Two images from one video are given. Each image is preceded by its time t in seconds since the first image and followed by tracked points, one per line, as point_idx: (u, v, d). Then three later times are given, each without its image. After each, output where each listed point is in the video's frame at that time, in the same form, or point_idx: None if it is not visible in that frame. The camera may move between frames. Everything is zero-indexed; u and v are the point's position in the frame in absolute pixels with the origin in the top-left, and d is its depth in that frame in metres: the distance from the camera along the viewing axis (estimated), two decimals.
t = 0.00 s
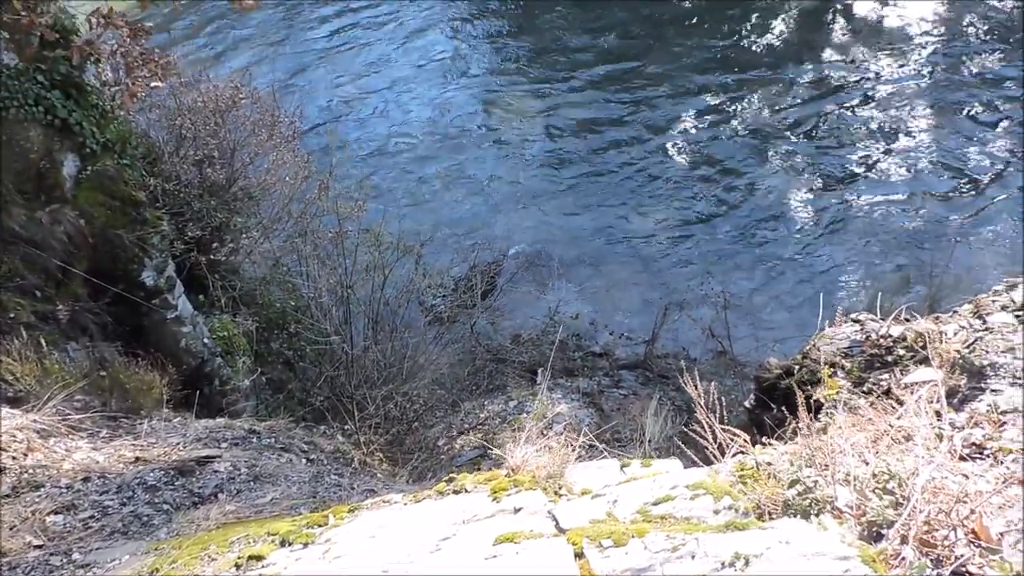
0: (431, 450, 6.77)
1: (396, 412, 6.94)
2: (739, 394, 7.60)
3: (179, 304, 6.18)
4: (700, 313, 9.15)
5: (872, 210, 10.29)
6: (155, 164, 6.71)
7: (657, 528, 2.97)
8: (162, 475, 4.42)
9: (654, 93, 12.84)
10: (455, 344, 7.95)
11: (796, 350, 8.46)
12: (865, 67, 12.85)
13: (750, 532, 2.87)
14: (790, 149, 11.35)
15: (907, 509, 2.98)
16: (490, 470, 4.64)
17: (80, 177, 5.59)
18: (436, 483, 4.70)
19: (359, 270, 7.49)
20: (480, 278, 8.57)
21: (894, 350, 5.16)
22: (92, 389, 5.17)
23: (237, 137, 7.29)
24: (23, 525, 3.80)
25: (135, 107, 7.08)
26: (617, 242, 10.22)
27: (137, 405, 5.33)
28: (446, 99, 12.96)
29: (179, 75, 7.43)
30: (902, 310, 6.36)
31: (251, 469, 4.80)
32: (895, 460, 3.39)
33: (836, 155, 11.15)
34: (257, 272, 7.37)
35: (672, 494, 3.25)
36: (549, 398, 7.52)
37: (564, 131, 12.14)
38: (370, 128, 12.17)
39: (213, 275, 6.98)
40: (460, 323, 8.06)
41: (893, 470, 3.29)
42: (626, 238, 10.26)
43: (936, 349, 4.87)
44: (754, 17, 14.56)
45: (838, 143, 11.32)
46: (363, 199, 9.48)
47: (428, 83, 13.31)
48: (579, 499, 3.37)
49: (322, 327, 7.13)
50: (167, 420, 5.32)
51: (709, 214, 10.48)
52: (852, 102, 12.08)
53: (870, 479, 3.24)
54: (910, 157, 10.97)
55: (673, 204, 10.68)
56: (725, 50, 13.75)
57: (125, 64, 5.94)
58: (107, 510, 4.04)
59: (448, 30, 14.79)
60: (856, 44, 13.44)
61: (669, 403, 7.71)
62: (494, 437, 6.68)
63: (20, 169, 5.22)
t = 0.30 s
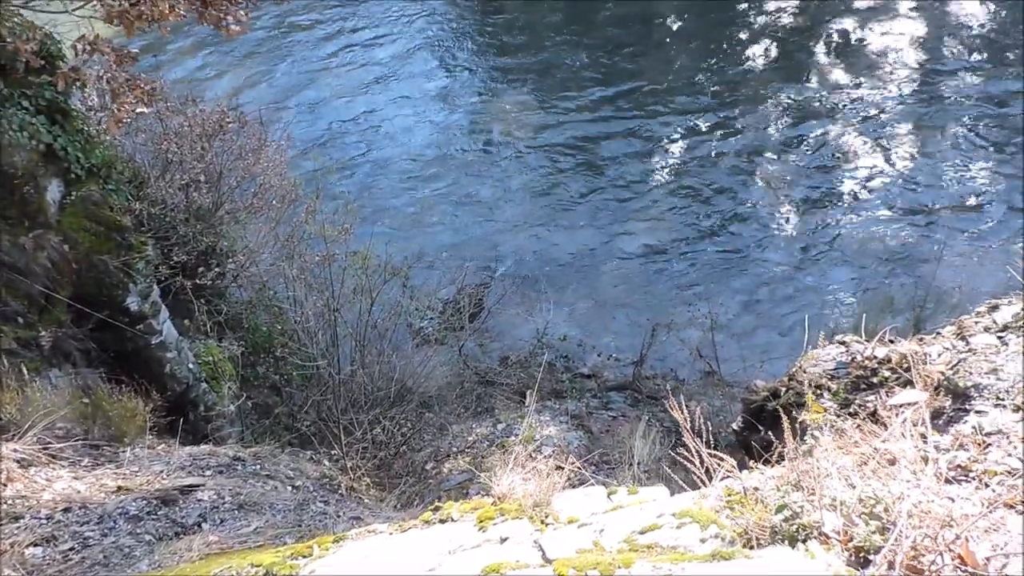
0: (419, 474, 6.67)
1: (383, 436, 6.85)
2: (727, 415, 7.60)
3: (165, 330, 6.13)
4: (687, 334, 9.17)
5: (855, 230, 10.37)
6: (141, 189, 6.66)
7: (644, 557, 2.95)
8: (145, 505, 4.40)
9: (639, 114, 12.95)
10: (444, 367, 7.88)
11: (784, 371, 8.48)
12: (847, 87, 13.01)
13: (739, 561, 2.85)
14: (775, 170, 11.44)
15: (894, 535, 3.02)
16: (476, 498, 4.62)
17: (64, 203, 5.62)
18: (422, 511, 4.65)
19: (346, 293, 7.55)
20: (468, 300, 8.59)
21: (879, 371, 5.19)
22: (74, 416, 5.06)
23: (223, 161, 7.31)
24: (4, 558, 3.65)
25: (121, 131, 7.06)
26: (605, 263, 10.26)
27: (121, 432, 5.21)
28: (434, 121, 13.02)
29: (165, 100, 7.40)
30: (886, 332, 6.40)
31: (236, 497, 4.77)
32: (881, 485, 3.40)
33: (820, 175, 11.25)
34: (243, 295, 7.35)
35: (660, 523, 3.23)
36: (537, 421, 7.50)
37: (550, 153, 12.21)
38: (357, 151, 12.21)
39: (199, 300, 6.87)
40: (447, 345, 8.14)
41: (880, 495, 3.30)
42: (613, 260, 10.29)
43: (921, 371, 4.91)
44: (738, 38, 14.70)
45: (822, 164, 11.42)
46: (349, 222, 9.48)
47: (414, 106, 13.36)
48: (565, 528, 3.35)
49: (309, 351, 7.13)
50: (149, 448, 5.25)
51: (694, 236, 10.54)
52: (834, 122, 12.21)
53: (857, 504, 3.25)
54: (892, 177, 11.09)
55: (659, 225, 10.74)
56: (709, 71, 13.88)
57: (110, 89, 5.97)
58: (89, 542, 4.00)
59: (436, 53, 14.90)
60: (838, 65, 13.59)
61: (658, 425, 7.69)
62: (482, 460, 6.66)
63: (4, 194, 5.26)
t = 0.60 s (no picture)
0: (409, 483, 6.63)
1: (372, 445, 6.90)
2: (718, 420, 7.61)
3: (151, 341, 6.02)
4: (677, 340, 9.18)
5: (843, 234, 10.43)
6: (127, 199, 6.68)
7: (632, 568, 2.97)
8: (131, 519, 4.36)
9: (627, 121, 13.01)
10: (433, 375, 7.85)
11: (772, 375, 8.50)
12: (831, 94, 13.11)
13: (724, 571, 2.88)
14: (762, 176, 11.51)
15: (882, 541, 3.01)
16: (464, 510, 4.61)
17: (48, 214, 5.58)
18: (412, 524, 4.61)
19: (335, 303, 7.54)
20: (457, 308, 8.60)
21: (866, 376, 5.21)
22: (59, 430, 4.98)
23: (210, 171, 7.26)
24: None
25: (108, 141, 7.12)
26: (594, 270, 10.27)
27: (106, 445, 5.13)
28: (422, 130, 13.02)
29: (152, 109, 7.35)
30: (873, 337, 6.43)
31: (223, 510, 4.73)
32: (868, 492, 3.40)
33: (806, 181, 11.33)
34: (230, 305, 7.29)
35: (647, 533, 3.25)
36: (527, 428, 7.48)
37: (538, 160, 12.23)
38: (346, 160, 12.21)
39: (186, 310, 6.80)
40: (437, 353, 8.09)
41: (867, 501, 3.30)
42: (602, 267, 10.31)
43: (906, 377, 4.95)
44: (724, 44, 14.80)
45: (807, 170, 11.50)
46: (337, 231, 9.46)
47: (402, 114, 13.37)
48: (553, 538, 3.36)
49: (298, 362, 7.19)
50: (136, 461, 5.19)
51: (683, 242, 10.58)
52: (819, 128, 12.30)
53: (845, 510, 3.26)
54: (877, 182, 11.17)
55: (647, 232, 10.77)
56: (696, 79, 13.96)
57: (95, 99, 5.90)
58: (72, 558, 3.97)
59: (424, 61, 14.91)
60: (824, 72, 13.69)
61: (649, 431, 7.69)
62: (473, 468, 6.65)
63: None
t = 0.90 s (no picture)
0: (399, 507, 6.53)
1: (361, 471, 6.66)
2: (707, 438, 7.61)
3: (135, 368, 6.02)
4: (665, 358, 9.19)
5: (827, 250, 10.50)
6: (113, 224, 6.76)
7: None
8: (113, 551, 4.35)
9: (611, 141, 13.11)
10: (421, 397, 7.81)
11: (760, 393, 8.51)
12: (812, 111, 13.26)
13: None
14: (746, 194, 11.58)
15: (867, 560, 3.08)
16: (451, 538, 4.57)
17: (31, 241, 5.67)
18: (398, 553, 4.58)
19: (323, 326, 7.46)
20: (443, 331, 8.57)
21: (851, 395, 5.24)
22: (40, 461, 5.01)
23: (195, 196, 7.22)
24: None
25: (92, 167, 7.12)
26: (581, 290, 10.29)
27: (89, 475, 5.12)
28: (409, 152, 13.05)
29: (136, 135, 7.31)
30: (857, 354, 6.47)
31: (208, 540, 4.66)
32: (852, 513, 3.42)
33: (790, 197, 11.42)
34: (216, 329, 7.25)
35: (633, 559, 3.33)
36: (517, 451, 7.45)
37: (523, 180, 12.29)
38: (331, 182, 12.22)
39: (170, 336, 6.74)
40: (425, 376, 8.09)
41: (853, 522, 3.31)
42: (588, 287, 10.32)
43: (891, 394, 4.97)
44: (706, 63, 14.97)
45: (790, 186, 11.61)
46: (323, 254, 9.45)
47: (387, 136, 13.42)
48: (539, 564, 3.39)
49: (282, 387, 7.08)
50: (118, 491, 5.12)
51: (669, 260, 10.63)
52: (801, 145, 12.43)
53: (830, 530, 3.28)
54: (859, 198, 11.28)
55: (634, 250, 10.81)
56: (680, 98, 14.07)
57: (77, 126, 5.89)
58: None
59: (409, 83, 14.97)
60: (806, 90, 13.82)
61: (639, 450, 7.67)
62: (463, 491, 6.59)
63: None
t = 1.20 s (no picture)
0: (387, 531, 6.45)
1: (348, 494, 6.58)
2: (696, 457, 7.60)
3: (120, 392, 6.00)
4: (654, 376, 9.19)
5: (813, 267, 10.57)
6: (97, 248, 6.72)
7: None
8: None
9: (598, 160, 13.20)
10: (409, 419, 7.73)
11: (750, 410, 8.52)
12: (796, 129, 13.41)
13: None
14: (733, 213, 11.65)
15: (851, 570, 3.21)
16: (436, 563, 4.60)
17: (14, 266, 5.74)
18: None
19: (310, 347, 7.45)
20: (432, 352, 8.54)
21: (839, 413, 5.25)
22: (21, 487, 4.97)
23: (181, 218, 7.20)
24: None
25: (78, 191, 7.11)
26: (570, 309, 10.29)
27: (72, 501, 5.04)
28: (396, 173, 13.07)
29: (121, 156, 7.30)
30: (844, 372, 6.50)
31: (193, 566, 4.60)
32: (840, 531, 3.55)
33: (775, 215, 11.51)
34: (203, 352, 7.19)
35: None
36: (506, 471, 7.42)
37: (511, 200, 12.34)
38: (320, 204, 12.20)
39: (156, 358, 6.73)
40: (414, 397, 7.89)
41: (840, 542, 3.42)
42: (577, 306, 10.33)
43: (878, 413, 5.01)
44: (691, 83, 15.13)
45: (776, 204, 11.70)
46: (310, 275, 9.44)
47: (375, 157, 13.45)
48: None
49: (268, 410, 7.03)
50: (103, 517, 5.04)
51: (656, 278, 10.67)
52: (786, 163, 12.56)
53: (817, 551, 3.38)
54: (844, 215, 11.38)
55: (621, 269, 10.86)
56: (665, 119, 14.18)
57: (63, 151, 5.91)
58: None
59: (397, 105, 15.02)
60: (790, 110, 13.95)
61: (628, 469, 7.65)
62: (451, 513, 6.55)
63: None
